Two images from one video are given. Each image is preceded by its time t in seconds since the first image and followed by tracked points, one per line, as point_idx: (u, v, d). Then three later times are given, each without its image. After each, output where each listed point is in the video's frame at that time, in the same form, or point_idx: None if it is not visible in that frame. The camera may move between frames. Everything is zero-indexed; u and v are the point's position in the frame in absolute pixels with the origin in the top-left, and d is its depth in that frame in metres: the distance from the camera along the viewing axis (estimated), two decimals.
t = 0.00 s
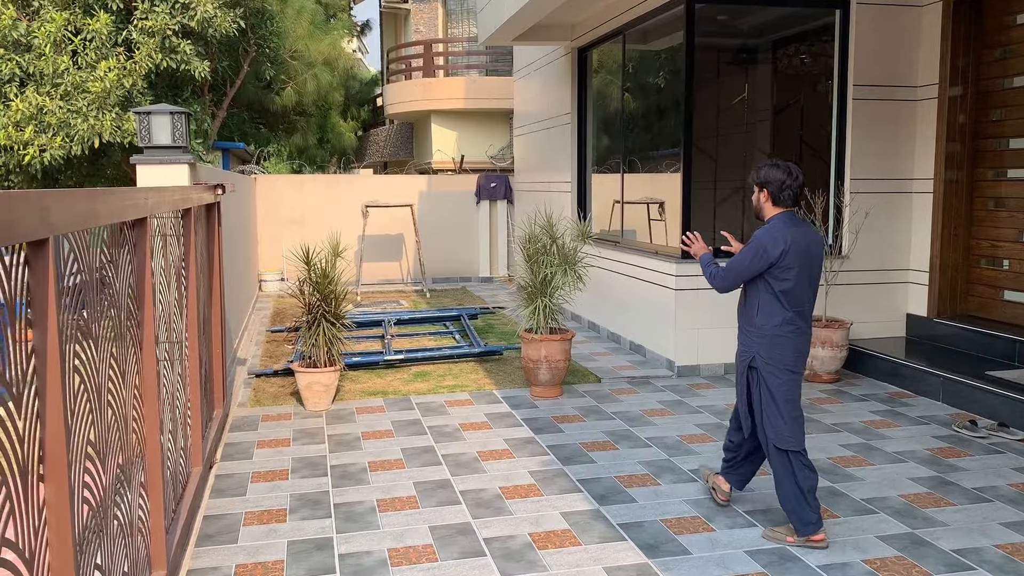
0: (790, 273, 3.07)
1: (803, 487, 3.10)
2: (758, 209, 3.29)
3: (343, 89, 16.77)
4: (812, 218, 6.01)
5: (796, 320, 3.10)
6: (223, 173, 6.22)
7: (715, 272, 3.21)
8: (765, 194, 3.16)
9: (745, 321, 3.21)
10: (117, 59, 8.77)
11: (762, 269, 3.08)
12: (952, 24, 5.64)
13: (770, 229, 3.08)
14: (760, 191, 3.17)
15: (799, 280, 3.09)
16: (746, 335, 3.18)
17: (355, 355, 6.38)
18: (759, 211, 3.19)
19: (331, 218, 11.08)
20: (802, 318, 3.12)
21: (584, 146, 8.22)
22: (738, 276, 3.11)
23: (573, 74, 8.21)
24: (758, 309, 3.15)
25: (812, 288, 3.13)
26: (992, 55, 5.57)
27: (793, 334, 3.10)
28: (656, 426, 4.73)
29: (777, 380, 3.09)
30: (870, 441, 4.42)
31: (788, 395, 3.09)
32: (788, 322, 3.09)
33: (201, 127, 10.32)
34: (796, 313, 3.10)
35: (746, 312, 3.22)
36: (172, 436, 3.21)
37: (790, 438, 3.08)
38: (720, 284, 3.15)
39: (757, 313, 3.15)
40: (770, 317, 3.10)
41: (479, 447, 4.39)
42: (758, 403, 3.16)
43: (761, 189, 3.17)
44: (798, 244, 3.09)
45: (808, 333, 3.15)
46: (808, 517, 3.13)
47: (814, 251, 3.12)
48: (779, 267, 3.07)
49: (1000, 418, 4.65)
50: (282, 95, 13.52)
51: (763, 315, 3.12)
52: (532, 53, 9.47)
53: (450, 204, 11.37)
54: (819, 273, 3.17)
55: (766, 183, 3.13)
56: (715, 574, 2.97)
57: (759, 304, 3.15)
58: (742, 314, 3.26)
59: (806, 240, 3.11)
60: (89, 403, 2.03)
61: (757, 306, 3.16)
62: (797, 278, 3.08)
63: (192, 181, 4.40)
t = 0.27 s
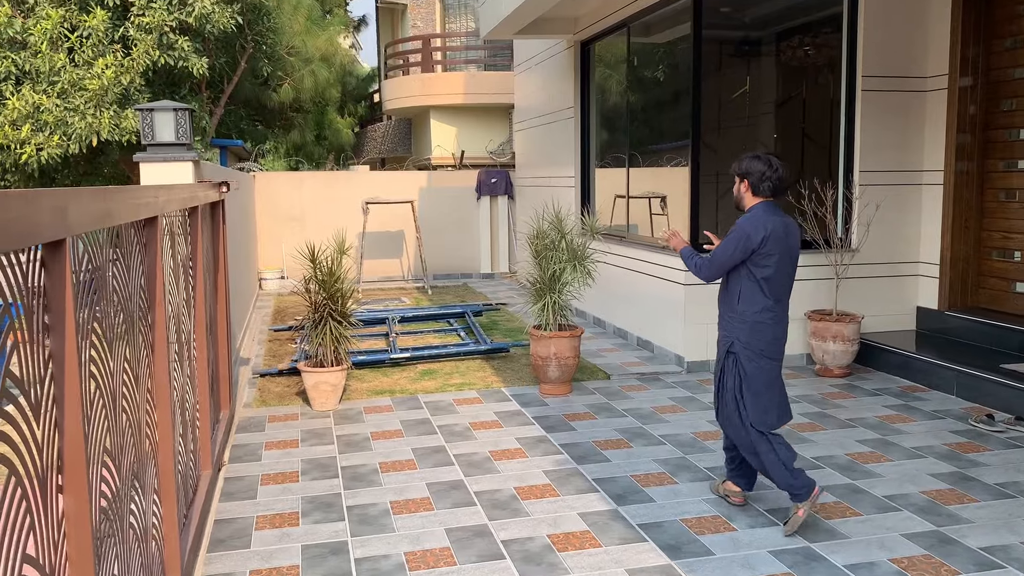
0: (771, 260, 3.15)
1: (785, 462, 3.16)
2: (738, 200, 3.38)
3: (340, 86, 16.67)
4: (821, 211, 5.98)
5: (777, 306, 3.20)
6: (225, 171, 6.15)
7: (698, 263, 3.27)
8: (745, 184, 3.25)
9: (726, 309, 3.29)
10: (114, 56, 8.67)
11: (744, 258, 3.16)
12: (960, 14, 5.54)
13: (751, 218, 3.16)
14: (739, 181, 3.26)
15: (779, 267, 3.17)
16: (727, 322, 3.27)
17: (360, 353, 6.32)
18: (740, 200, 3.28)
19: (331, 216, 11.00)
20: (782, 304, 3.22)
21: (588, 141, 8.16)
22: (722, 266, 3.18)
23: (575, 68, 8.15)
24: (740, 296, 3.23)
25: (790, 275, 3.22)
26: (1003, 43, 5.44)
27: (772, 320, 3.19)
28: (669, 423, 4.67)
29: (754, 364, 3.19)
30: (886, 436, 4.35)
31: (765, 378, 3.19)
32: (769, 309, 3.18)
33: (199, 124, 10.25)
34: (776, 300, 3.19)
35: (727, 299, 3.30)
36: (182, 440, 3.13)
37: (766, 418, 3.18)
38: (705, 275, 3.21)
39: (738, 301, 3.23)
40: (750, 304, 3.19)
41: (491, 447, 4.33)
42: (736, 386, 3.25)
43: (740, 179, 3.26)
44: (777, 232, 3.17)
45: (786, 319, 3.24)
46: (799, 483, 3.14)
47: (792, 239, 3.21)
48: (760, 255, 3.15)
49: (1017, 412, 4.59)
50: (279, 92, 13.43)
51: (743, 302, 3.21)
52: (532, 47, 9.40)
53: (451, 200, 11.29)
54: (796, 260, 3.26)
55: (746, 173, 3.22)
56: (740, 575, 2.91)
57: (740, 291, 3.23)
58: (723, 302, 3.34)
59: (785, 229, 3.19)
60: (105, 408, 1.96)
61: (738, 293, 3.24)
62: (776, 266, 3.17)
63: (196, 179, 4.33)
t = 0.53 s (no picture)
0: (749, 249, 3.21)
1: (706, 443, 3.42)
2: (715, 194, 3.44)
3: (338, 79, 16.58)
4: (828, 204, 5.93)
5: (754, 297, 3.26)
6: (225, 163, 6.08)
7: (682, 254, 3.34)
8: (723, 177, 3.31)
9: (707, 297, 3.37)
10: (112, 47, 8.58)
11: (723, 249, 3.22)
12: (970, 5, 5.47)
13: (731, 207, 3.22)
14: (716, 175, 3.32)
15: (757, 256, 3.23)
16: (704, 308, 3.36)
17: (362, 348, 6.27)
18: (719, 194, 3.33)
19: (330, 209, 10.93)
20: (761, 296, 3.28)
21: (590, 134, 8.10)
22: (702, 256, 3.25)
23: (578, 60, 8.08)
24: (718, 285, 3.30)
25: (769, 265, 3.28)
26: (1013, 36, 5.42)
27: (745, 311, 3.26)
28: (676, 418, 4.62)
29: (720, 351, 3.27)
30: (897, 431, 4.31)
31: (732, 367, 3.28)
32: (745, 299, 3.25)
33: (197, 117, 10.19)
34: (753, 290, 3.25)
35: (707, 287, 3.38)
36: (186, 437, 3.08)
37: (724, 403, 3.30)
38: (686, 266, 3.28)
39: (716, 289, 3.31)
40: (725, 292, 3.27)
41: (497, 442, 4.28)
42: (697, 369, 3.35)
43: (718, 172, 3.32)
44: (757, 222, 3.23)
45: (764, 310, 3.30)
46: (709, 466, 3.45)
47: (772, 229, 3.26)
48: (739, 243, 3.21)
49: None
50: (278, 85, 13.34)
51: (719, 290, 3.29)
52: (534, 40, 9.33)
53: (451, 194, 11.23)
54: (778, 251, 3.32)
55: (723, 166, 3.28)
56: (754, 573, 2.86)
57: (719, 280, 3.30)
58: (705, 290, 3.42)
59: (765, 218, 3.25)
60: (111, 405, 1.91)
61: (717, 282, 3.31)
62: (755, 255, 3.23)
63: (198, 171, 4.27)
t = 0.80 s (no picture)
0: (711, 249, 3.24)
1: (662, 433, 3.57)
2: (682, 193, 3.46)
3: (340, 73, 16.51)
4: (835, 201, 5.84)
5: (719, 296, 3.30)
6: (226, 156, 6.02)
7: (649, 257, 3.40)
8: (690, 178, 3.33)
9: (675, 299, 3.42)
10: (113, 38, 8.50)
11: (684, 251, 3.27)
12: None
13: (691, 207, 3.26)
14: (683, 175, 3.34)
15: (720, 255, 3.27)
16: (673, 308, 3.41)
17: (363, 343, 6.21)
18: (686, 194, 3.37)
19: (332, 204, 10.87)
20: (727, 294, 3.31)
21: (595, 129, 8.03)
22: (665, 259, 3.30)
23: (583, 55, 8.01)
24: (684, 286, 3.36)
25: (734, 264, 3.30)
26: None
27: (711, 309, 3.30)
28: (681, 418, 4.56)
29: (688, 350, 3.33)
30: (905, 433, 4.25)
31: (701, 365, 3.32)
32: (710, 299, 3.30)
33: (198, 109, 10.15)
34: (717, 289, 3.29)
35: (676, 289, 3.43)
36: (184, 433, 3.02)
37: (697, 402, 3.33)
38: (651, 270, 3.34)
39: (682, 290, 3.36)
40: (691, 293, 3.33)
41: (499, 440, 4.23)
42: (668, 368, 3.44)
43: (685, 173, 3.35)
44: (718, 220, 3.26)
45: (732, 308, 3.33)
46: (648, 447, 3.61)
47: (736, 227, 3.29)
48: (701, 243, 3.25)
49: None
50: (280, 78, 13.28)
51: (685, 292, 3.34)
52: (538, 34, 9.25)
53: (453, 189, 11.17)
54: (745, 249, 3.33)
55: (689, 167, 3.31)
56: None
57: (685, 282, 3.35)
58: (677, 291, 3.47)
59: (726, 216, 3.28)
60: (106, 402, 1.85)
61: (684, 282, 3.36)
62: (717, 254, 3.26)
63: (198, 163, 4.21)
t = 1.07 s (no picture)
0: (667, 255, 3.30)
1: (649, 446, 3.53)
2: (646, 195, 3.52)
3: (347, 75, 16.48)
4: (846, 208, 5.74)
5: (677, 300, 3.36)
6: (229, 158, 5.97)
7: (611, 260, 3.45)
8: (652, 181, 3.39)
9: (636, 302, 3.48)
10: (118, 39, 8.48)
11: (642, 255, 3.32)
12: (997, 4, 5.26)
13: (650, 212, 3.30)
14: (645, 178, 3.40)
15: (678, 261, 3.32)
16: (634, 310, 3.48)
17: (366, 349, 6.14)
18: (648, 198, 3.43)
19: (337, 207, 10.81)
20: (684, 298, 3.37)
21: (602, 133, 7.96)
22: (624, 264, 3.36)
23: (590, 58, 7.93)
24: (644, 289, 3.42)
25: (693, 268, 3.36)
26: None
27: (668, 313, 3.37)
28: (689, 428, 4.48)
29: (647, 353, 3.41)
30: (918, 445, 4.16)
31: (660, 367, 3.39)
32: (667, 303, 3.36)
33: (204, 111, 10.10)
34: (673, 294, 3.35)
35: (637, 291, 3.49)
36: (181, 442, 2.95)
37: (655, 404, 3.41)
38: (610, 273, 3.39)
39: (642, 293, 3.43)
40: (650, 296, 3.39)
41: (503, 450, 4.15)
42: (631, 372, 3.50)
43: (647, 176, 3.40)
44: (676, 226, 3.31)
45: (689, 311, 3.39)
46: (644, 466, 3.55)
47: (694, 234, 3.34)
48: (658, 249, 3.30)
49: None
50: (286, 81, 13.24)
51: (644, 295, 3.41)
52: (545, 37, 9.19)
53: (459, 193, 11.10)
54: (704, 253, 3.39)
55: (651, 171, 3.37)
56: None
57: (644, 285, 3.41)
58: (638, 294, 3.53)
59: (685, 222, 3.33)
60: (94, 414, 1.80)
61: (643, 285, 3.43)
62: (674, 260, 3.32)
63: (199, 166, 4.14)
